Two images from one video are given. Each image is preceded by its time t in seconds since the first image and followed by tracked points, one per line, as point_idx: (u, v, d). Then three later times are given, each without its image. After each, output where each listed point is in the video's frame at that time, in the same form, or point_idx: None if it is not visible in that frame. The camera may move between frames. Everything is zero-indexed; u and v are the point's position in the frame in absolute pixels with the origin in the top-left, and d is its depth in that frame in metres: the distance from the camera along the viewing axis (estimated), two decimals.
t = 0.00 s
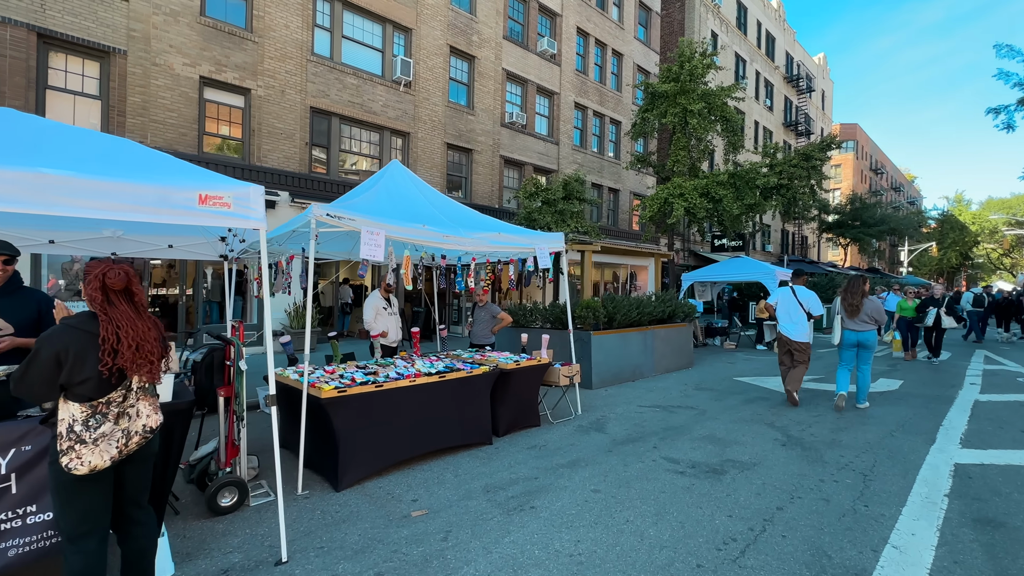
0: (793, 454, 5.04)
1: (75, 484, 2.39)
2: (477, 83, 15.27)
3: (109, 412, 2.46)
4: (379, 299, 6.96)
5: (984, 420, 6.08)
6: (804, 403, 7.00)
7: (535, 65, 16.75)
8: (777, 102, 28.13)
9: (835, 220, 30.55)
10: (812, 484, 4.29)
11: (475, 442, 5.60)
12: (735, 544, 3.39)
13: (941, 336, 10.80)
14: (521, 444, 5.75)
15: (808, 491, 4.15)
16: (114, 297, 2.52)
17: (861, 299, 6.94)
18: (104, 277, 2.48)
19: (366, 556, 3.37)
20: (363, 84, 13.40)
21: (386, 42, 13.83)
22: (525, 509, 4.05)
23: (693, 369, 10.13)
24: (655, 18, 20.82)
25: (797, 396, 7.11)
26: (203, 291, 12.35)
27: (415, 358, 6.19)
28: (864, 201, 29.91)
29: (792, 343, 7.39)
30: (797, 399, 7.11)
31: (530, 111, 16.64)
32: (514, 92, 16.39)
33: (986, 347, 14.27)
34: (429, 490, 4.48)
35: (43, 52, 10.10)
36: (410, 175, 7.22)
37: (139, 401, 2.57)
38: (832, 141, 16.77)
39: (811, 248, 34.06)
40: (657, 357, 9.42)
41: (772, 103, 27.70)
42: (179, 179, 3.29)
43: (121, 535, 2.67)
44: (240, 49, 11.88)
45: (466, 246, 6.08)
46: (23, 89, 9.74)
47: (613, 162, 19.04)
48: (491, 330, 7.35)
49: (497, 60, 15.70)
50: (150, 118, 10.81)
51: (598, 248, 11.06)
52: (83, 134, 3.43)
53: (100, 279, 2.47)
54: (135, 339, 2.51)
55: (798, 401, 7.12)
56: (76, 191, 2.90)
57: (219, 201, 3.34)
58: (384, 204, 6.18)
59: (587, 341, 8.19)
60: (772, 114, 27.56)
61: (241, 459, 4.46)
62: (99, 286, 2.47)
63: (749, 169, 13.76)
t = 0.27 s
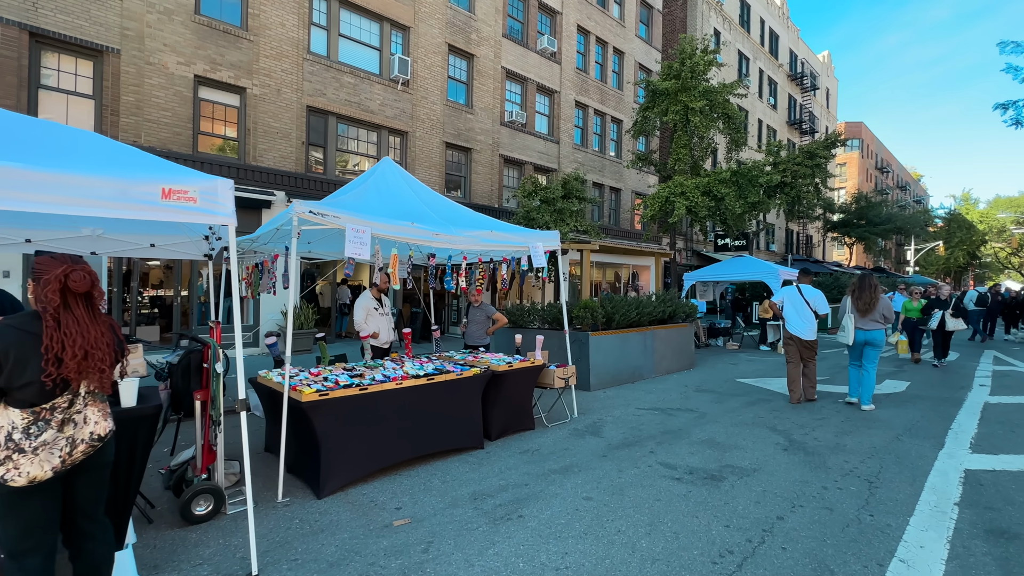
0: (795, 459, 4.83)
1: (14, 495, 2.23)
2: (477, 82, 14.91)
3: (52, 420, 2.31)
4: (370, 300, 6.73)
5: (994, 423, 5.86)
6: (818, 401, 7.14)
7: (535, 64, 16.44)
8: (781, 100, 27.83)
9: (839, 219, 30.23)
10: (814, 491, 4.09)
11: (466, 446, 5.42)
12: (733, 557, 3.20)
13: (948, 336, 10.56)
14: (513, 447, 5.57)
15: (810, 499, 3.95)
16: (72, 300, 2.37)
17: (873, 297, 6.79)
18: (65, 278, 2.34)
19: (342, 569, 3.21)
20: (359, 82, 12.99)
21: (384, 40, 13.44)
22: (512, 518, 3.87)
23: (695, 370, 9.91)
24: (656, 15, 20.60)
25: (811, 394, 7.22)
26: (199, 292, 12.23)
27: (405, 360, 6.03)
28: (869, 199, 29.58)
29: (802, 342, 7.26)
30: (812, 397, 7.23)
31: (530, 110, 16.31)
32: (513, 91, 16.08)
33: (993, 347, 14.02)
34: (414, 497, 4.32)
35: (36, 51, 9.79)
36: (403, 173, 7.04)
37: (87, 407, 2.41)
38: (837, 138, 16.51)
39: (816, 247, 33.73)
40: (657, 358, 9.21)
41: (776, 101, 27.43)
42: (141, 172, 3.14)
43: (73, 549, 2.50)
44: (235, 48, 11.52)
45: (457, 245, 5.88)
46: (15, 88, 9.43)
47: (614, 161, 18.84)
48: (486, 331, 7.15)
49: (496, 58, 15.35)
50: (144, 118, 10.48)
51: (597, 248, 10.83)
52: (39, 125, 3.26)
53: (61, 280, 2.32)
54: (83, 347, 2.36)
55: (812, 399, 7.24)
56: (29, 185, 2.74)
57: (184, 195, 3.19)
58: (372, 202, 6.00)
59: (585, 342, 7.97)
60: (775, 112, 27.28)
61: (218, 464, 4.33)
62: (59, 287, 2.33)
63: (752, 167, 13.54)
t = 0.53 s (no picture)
0: (805, 469, 4.58)
1: None
2: (479, 82, 14.60)
3: None
4: (365, 302, 6.45)
5: (1015, 430, 5.57)
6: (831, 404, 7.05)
7: (538, 63, 16.18)
8: (788, 99, 27.46)
9: (849, 218, 29.80)
10: (825, 505, 3.85)
11: (461, 454, 5.22)
12: None
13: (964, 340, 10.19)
14: (510, 456, 5.36)
15: (821, 514, 3.71)
16: (26, 308, 2.22)
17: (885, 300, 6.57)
18: (21, 285, 2.19)
19: None
20: (360, 83, 12.61)
21: (385, 41, 13.05)
22: (503, 534, 3.66)
23: (701, 374, 9.65)
24: (661, 14, 20.36)
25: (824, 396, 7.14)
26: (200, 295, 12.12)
27: (399, 365, 5.86)
28: (880, 198, 29.10)
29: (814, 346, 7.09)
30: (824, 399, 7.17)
31: (533, 110, 16.10)
32: (516, 91, 15.85)
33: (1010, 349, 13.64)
34: (401, 510, 4.14)
35: (34, 55, 9.56)
36: (398, 173, 6.85)
37: (33, 420, 2.22)
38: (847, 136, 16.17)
39: (825, 247, 33.27)
40: (662, 361, 8.96)
41: (784, 100, 27.08)
42: (103, 169, 2.97)
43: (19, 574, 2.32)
44: (234, 49, 11.21)
45: (452, 246, 5.67)
46: (13, 91, 9.21)
47: (618, 162, 18.61)
48: (484, 335, 6.92)
49: (497, 58, 15.02)
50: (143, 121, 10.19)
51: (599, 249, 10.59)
52: None
53: (17, 287, 2.17)
54: (33, 359, 2.21)
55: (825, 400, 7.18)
56: None
57: (149, 193, 3.02)
58: (364, 203, 5.83)
59: (587, 345, 7.74)
60: (783, 111, 26.91)
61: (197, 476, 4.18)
62: (15, 295, 2.17)
63: (759, 165, 13.26)
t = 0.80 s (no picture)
0: (821, 483, 4.35)
1: None
2: (485, 84, 14.47)
3: None
4: (366, 307, 6.12)
5: None
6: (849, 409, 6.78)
7: (544, 65, 16.03)
8: (802, 97, 27.03)
9: (865, 219, 29.22)
10: (842, 523, 3.62)
11: (460, 464, 5.06)
12: None
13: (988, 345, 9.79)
14: (511, 466, 5.19)
15: (838, 533, 3.48)
16: None
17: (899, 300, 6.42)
18: None
19: None
20: (366, 87, 12.44)
21: (391, 44, 12.89)
22: (499, 552, 3.49)
23: (712, 379, 9.39)
24: (670, 13, 20.13)
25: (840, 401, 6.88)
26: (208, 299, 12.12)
27: (398, 371, 5.72)
28: (898, 198, 28.51)
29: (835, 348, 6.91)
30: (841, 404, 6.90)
31: (540, 112, 15.95)
32: (523, 93, 15.71)
33: None
34: (395, 525, 4.00)
35: (43, 62, 9.60)
36: (397, 174, 6.64)
37: None
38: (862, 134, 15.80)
39: (840, 248, 32.68)
40: (671, 366, 8.72)
41: (797, 99, 26.65)
42: (77, 172, 2.87)
43: None
44: (240, 54, 11.06)
45: (451, 250, 5.54)
46: (22, 98, 9.26)
47: (627, 163, 18.40)
48: (487, 339, 6.75)
49: (504, 60, 14.92)
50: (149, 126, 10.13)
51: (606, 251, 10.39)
52: None
53: None
54: None
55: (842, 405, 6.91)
56: None
57: (124, 196, 2.92)
58: (362, 206, 5.72)
59: (593, 350, 7.53)
60: (796, 110, 26.49)
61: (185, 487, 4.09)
62: None
63: (771, 164, 12.98)
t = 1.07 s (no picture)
0: (844, 492, 4.12)
1: None
2: (497, 83, 14.37)
3: None
4: (373, 307, 6.04)
5: None
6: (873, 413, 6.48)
7: (558, 62, 15.86)
8: (824, 91, 26.36)
9: (892, 216, 28.39)
10: (867, 536, 3.40)
11: (464, 468, 4.95)
12: None
13: None
14: (518, 470, 5.06)
15: (862, 548, 3.26)
16: None
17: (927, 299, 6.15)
18: None
19: None
20: (378, 87, 12.41)
21: (403, 45, 12.85)
22: (501, 562, 3.36)
23: (730, 381, 9.12)
24: (686, 8, 19.79)
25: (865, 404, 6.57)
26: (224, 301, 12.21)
27: (403, 373, 5.64)
28: (926, 194, 27.64)
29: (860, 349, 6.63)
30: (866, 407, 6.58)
31: (553, 110, 15.80)
32: (536, 91, 15.56)
33: None
34: (394, 531, 3.91)
35: (63, 68, 9.76)
36: (404, 174, 6.58)
37: None
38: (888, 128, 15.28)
39: (865, 246, 31.82)
40: (687, 368, 8.49)
41: (819, 93, 26.02)
42: (63, 170, 2.84)
43: None
44: (254, 57, 11.09)
45: (456, 249, 5.42)
46: (44, 104, 9.43)
47: (643, 160, 18.13)
48: (495, 339, 6.62)
49: (517, 58, 14.80)
50: (165, 130, 10.21)
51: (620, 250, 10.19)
52: None
53: None
54: None
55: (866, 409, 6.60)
56: None
57: (111, 194, 2.88)
58: (366, 204, 5.63)
59: (605, 351, 7.36)
60: (818, 105, 25.85)
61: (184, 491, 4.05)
62: None
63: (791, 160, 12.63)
